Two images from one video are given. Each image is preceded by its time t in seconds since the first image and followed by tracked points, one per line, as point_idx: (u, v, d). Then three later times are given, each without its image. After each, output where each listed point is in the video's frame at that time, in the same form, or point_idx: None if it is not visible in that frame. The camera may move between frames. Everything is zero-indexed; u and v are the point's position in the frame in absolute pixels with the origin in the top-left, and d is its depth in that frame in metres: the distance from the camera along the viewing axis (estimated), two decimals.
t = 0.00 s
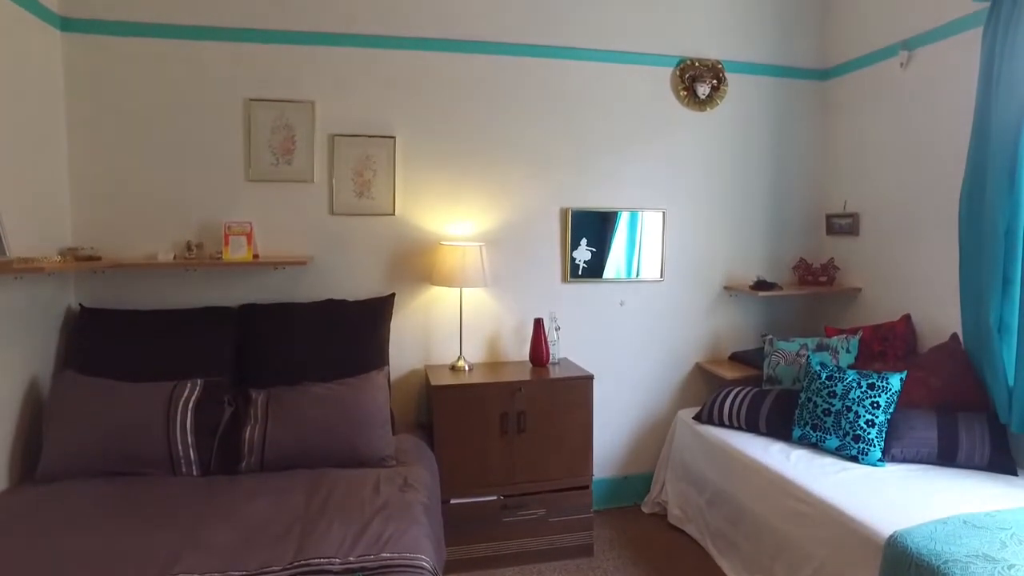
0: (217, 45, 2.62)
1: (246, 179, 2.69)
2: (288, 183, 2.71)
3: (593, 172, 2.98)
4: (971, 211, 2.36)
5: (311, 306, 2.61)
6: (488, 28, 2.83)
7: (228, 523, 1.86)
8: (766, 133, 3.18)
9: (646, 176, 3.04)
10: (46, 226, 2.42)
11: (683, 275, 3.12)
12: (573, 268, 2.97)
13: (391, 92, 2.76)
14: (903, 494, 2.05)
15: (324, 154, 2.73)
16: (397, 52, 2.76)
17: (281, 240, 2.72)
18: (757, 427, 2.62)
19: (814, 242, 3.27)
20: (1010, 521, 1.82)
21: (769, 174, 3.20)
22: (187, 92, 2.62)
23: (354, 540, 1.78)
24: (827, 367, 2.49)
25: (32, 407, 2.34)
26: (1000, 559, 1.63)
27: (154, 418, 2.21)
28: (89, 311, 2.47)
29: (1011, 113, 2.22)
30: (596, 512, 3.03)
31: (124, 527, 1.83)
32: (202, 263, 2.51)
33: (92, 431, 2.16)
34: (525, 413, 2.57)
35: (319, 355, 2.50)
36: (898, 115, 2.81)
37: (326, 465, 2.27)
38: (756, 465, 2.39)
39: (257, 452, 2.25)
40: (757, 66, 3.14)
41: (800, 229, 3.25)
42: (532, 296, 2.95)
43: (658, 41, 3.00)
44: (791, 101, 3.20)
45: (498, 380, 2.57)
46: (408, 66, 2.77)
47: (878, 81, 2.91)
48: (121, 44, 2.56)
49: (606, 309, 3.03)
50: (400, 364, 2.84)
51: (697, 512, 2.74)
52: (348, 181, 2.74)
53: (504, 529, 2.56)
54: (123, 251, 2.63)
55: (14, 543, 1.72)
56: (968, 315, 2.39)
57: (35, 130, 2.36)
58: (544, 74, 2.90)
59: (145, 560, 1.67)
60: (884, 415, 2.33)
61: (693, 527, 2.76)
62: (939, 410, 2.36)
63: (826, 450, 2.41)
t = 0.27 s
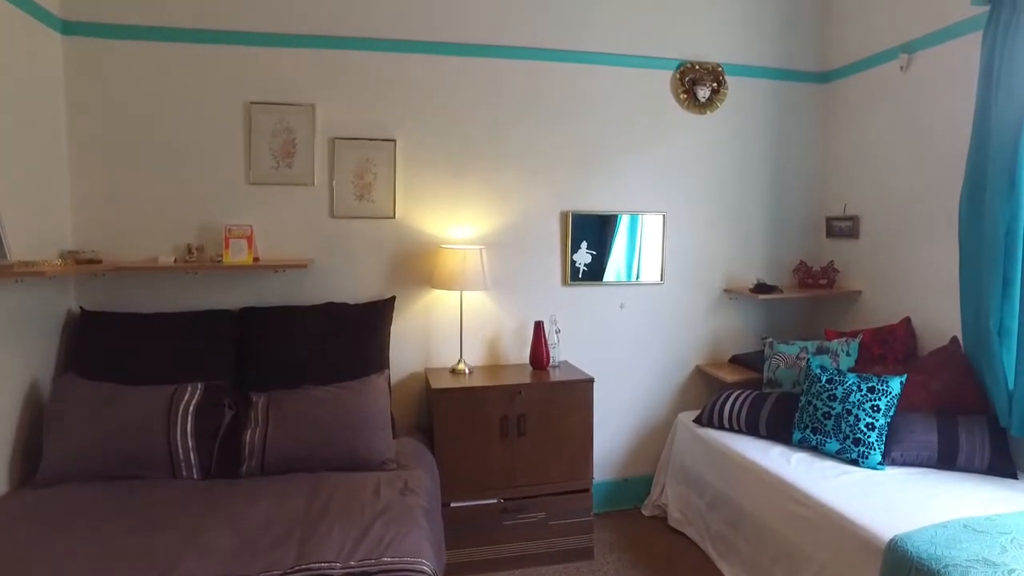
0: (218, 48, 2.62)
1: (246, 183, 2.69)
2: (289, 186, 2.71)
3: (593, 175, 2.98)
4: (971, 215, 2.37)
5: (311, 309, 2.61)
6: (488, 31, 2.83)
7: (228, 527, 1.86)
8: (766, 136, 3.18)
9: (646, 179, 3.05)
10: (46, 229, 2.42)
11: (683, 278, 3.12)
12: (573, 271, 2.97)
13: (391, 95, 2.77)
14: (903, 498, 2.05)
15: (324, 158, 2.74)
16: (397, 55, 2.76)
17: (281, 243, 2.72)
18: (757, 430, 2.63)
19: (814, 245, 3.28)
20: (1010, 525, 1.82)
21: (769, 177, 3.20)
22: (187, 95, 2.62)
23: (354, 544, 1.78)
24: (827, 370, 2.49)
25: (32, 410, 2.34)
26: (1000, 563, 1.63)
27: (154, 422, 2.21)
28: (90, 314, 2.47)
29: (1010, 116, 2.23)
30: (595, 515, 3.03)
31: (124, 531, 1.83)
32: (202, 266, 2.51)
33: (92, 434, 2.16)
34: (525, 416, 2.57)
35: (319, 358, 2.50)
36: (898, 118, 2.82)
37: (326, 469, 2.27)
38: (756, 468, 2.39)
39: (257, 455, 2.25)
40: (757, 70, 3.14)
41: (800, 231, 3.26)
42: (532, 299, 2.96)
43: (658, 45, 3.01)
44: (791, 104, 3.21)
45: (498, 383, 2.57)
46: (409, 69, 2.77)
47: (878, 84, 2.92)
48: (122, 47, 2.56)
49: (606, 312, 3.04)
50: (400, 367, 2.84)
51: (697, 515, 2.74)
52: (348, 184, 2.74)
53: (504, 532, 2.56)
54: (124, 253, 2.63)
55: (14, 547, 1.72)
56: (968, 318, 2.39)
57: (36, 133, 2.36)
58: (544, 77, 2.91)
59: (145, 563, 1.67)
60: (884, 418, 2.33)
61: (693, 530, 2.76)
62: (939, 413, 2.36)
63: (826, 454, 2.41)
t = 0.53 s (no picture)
0: (218, 53, 2.63)
1: (246, 188, 2.69)
2: (289, 191, 2.72)
3: (593, 180, 2.99)
4: (970, 220, 2.37)
5: (312, 314, 2.61)
6: (488, 36, 2.84)
7: (229, 533, 1.86)
8: (766, 140, 3.19)
9: (646, 184, 3.05)
10: (47, 234, 2.43)
11: (683, 282, 3.12)
12: (573, 275, 2.98)
13: (391, 100, 2.77)
14: (904, 503, 2.05)
15: (324, 163, 2.74)
16: (398, 60, 2.77)
17: (281, 248, 2.72)
18: (757, 435, 2.63)
19: (814, 250, 3.28)
20: (1011, 531, 1.82)
21: (769, 182, 3.20)
22: (188, 100, 2.63)
23: (355, 550, 1.78)
24: (827, 375, 2.50)
25: (33, 416, 2.34)
26: (1001, 570, 1.63)
27: (154, 427, 2.21)
28: (90, 320, 2.47)
29: (1010, 122, 2.23)
30: (596, 520, 3.03)
31: (125, 537, 1.83)
32: (203, 271, 2.51)
33: (93, 440, 2.16)
34: (525, 421, 2.57)
35: (320, 364, 2.50)
36: (898, 123, 2.82)
37: (326, 474, 2.27)
38: (756, 474, 2.39)
39: (258, 461, 2.25)
40: (757, 74, 3.14)
41: (800, 236, 3.26)
42: (532, 303, 2.96)
43: (658, 50, 3.01)
44: (791, 109, 3.21)
45: (499, 388, 2.57)
46: (409, 74, 2.78)
47: (877, 88, 2.92)
48: (123, 53, 2.57)
49: (606, 317, 3.04)
50: (401, 371, 2.84)
51: (697, 520, 2.74)
52: (349, 189, 2.75)
53: (504, 537, 2.56)
54: (124, 258, 2.63)
55: (15, 553, 1.72)
56: (967, 323, 2.39)
57: (37, 139, 2.36)
58: (544, 82, 2.91)
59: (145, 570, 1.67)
60: (884, 424, 2.33)
61: (693, 535, 2.76)
62: (939, 418, 2.36)
63: (826, 459, 2.42)
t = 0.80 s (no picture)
0: (219, 59, 2.63)
1: (246, 193, 2.70)
2: (289, 196, 2.72)
3: (593, 185, 2.99)
4: (970, 225, 2.37)
5: (312, 319, 2.61)
6: (489, 42, 2.85)
7: (229, 539, 1.86)
8: (765, 145, 3.19)
9: (646, 189, 3.05)
10: (48, 239, 2.43)
11: (683, 287, 3.12)
12: (573, 280, 2.98)
13: (392, 106, 2.78)
14: (904, 508, 2.05)
15: (325, 168, 2.74)
16: (399, 65, 2.77)
17: (282, 253, 2.72)
18: (757, 440, 2.63)
19: (814, 254, 3.28)
20: (1011, 537, 1.82)
21: (769, 186, 3.21)
22: (189, 106, 2.63)
23: (356, 557, 1.78)
24: (827, 381, 2.50)
25: (33, 421, 2.34)
26: None
27: (155, 434, 2.21)
28: (91, 325, 2.47)
29: (1009, 128, 2.24)
30: (596, 524, 3.03)
31: (125, 543, 1.82)
32: (203, 276, 2.52)
33: (93, 446, 2.16)
34: (525, 426, 2.57)
35: (320, 369, 2.50)
36: (897, 128, 2.83)
37: (327, 480, 2.27)
38: (756, 479, 2.39)
39: (258, 467, 2.25)
40: (756, 79, 3.15)
41: (800, 240, 3.27)
42: (532, 308, 2.96)
43: (658, 55, 3.02)
44: (791, 114, 3.22)
45: (499, 393, 2.58)
46: (410, 80, 2.79)
47: (877, 93, 2.93)
48: (123, 58, 2.57)
49: (607, 322, 3.04)
50: (401, 377, 2.84)
51: (697, 525, 2.74)
52: (349, 194, 2.75)
53: (504, 542, 2.56)
54: (124, 264, 2.63)
55: (15, 559, 1.72)
56: (967, 328, 2.40)
57: (38, 144, 2.37)
58: (544, 87, 2.92)
59: None
60: (884, 429, 2.34)
61: (694, 540, 2.75)
62: (939, 423, 2.36)
63: (826, 464, 2.42)
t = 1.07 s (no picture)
0: (220, 66, 2.64)
1: (247, 199, 2.70)
2: (290, 202, 2.73)
3: (593, 191, 3.00)
4: (969, 231, 2.38)
5: (312, 325, 2.62)
6: (489, 48, 2.86)
7: (229, 546, 1.86)
8: (764, 151, 3.20)
9: (645, 194, 3.06)
10: (48, 246, 2.43)
11: (683, 293, 3.13)
12: (573, 286, 2.98)
13: (392, 112, 2.78)
14: (904, 515, 2.05)
15: (325, 174, 2.75)
16: (399, 72, 2.78)
17: (282, 259, 2.73)
18: (757, 446, 2.63)
19: (813, 260, 3.29)
20: (1011, 544, 1.82)
21: (768, 192, 3.22)
22: (190, 112, 2.64)
23: (356, 564, 1.78)
24: (827, 387, 2.50)
25: (33, 427, 2.34)
26: None
27: (155, 440, 2.21)
28: (92, 331, 2.47)
29: (1007, 135, 2.25)
30: (596, 530, 3.03)
31: (125, 550, 1.83)
32: (203, 282, 2.52)
33: (93, 452, 2.16)
34: (525, 432, 2.58)
35: (320, 375, 2.50)
36: (896, 134, 2.84)
37: (327, 486, 2.28)
38: (756, 485, 2.39)
39: (258, 473, 2.25)
40: (755, 85, 3.16)
41: (799, 246, 3.27)
42: (532, 314, 2.97)
43: (658, 61, 3.03)
44: (790, 119, 3.23)
45: (499, 399, 2.58)
46: (410, 86, 2.79)
47: (876, 99, 2.94)
48: (125, 65, 2.58)
49: (607, 328, 3.04)
50: (401, 382, 2.84)
51: (697, 530, 2.74)
52: (349, 200, 2.76)
53: (504, 548, 2.56)
54: (125, 270, 2.64)
55: (15, 566, 1.72)
56: (966, 334, 2.40)
57: (39, 151, 2.37)
58: (544, 93, 2.93)
59: None
60: (884, 435, 2.34)
61: (693, 546, 2.75)
62: (939, 430, 2.36)
63: (826, 470, 2.42)
